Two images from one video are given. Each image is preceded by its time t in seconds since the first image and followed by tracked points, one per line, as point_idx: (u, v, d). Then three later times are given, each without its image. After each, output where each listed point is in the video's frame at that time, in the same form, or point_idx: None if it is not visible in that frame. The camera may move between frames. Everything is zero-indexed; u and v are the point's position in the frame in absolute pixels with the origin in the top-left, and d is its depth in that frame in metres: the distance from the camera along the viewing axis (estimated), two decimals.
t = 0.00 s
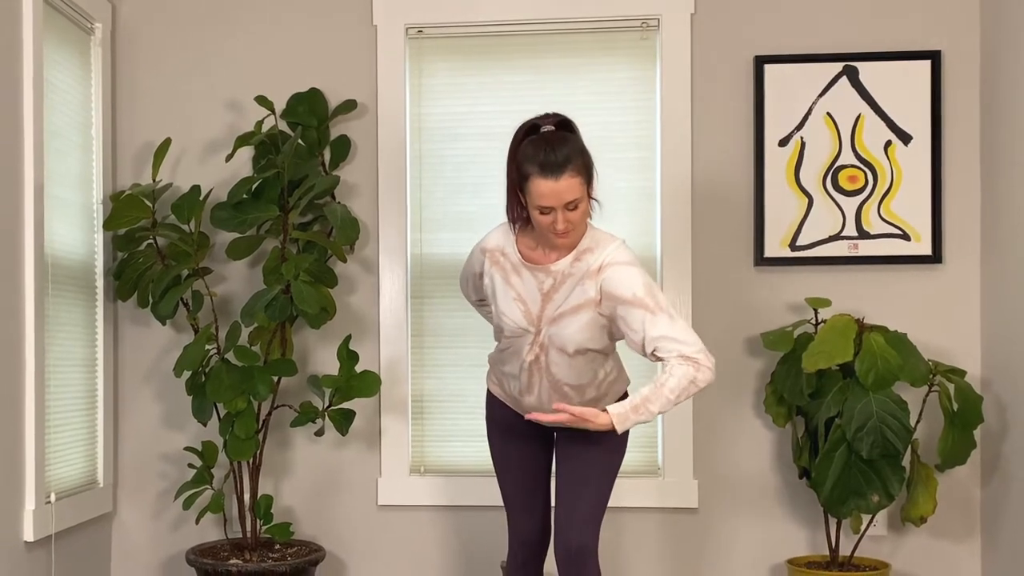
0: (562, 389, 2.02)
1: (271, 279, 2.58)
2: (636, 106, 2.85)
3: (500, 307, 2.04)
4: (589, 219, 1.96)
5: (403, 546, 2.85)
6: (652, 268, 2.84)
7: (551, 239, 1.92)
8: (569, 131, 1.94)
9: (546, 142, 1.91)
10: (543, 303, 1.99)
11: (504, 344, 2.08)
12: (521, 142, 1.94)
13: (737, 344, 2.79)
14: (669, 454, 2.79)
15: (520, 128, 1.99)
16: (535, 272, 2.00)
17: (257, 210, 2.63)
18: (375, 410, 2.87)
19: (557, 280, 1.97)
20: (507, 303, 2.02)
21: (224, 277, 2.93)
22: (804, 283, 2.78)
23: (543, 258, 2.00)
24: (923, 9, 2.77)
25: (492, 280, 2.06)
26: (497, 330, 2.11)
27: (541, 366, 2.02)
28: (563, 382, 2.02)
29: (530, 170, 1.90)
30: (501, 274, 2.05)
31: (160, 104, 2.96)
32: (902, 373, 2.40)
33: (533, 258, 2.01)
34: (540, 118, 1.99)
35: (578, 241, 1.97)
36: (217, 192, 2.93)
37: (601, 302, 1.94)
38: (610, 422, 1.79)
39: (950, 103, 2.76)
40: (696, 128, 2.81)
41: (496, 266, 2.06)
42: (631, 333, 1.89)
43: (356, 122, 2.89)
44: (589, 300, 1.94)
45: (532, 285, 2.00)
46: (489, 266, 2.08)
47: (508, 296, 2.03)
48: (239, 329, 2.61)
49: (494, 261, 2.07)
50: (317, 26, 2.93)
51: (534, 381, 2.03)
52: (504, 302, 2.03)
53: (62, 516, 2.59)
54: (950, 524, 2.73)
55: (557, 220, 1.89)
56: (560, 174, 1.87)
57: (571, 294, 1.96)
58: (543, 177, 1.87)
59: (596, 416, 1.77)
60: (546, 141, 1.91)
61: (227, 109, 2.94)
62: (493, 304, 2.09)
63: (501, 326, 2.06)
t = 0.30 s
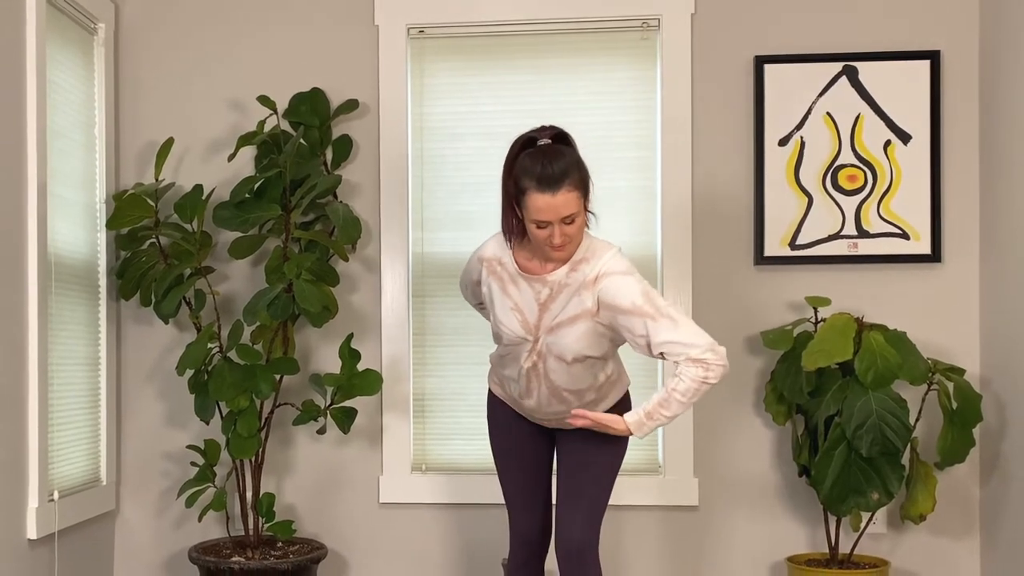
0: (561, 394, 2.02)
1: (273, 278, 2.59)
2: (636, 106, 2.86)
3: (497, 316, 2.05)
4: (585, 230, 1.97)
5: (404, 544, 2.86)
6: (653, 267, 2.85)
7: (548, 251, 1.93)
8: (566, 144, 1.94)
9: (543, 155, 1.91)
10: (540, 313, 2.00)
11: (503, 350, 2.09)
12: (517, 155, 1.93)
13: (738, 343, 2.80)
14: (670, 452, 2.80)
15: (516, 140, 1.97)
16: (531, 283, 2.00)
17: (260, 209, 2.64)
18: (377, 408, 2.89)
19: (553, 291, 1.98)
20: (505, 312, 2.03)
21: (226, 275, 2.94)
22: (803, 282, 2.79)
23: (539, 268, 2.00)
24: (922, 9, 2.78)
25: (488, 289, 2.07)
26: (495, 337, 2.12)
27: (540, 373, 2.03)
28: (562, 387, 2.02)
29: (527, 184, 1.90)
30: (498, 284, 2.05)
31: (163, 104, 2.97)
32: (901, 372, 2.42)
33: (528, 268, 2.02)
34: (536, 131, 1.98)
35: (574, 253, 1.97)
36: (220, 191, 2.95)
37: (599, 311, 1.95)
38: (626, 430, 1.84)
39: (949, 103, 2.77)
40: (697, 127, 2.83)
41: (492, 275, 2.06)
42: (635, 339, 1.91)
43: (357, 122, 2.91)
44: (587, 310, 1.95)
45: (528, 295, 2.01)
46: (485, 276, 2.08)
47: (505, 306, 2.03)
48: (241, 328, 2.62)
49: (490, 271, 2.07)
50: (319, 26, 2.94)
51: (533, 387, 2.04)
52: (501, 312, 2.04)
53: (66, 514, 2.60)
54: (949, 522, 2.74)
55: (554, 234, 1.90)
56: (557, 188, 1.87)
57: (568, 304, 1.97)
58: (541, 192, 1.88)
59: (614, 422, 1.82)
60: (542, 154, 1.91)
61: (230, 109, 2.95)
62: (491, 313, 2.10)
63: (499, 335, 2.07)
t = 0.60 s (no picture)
0: (561, 398, 2.02)
1: (275, 277, 2.60)
2: (636, 106, 2.88)
3: (496, 324, 2.06)
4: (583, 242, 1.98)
5: (406, 542, 2.88)
6: (653, 266, 2.86)
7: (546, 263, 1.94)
8: (563, 156, 1.96)
9: (540, 166, 1.93)
10: (539, 322, 2.01)
11: (503, 355, 2.10)
12: (515, 167, 1.95)
13: (738, 341, 2.81)
14: (670, 450, 2.81)
15: (513, 152, 2.00)
16: (528, 291, 2.02)
17: (262, 208, 2.65)
18: (379, 406, 2.90)
19: (551, 299, 1.99)
20: (503, 321, 2.05)
21: (229, 274, 2.96)
22: (803, 281, 2.80)
23: (536, 277, 2.02)
24: (922, 9, 2.79)
25: (488, 298, 2.09)
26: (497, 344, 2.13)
27: (540, 380, 2.03)
28: (561, 392, 2.01)
29: (525, 197, 1.91)
30: (497, 293, 2.07)
31: (166, 103, 2.99)
32: (901, 370, 2.43)
33: (527, 279, 2.03)
34: (534, 142, 2.01)
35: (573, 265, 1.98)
36: (222, 190, 2.96)
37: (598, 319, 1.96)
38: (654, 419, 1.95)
39: (949, 102, 2.78)
40: (697, 127, 2.84)
41: (490, 284, 2.09)
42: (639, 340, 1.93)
43: (359, 122, 2.92)
44: (585, 318, 1.96)
45: (526, 304, 2.02)
46: (485, 285, 2.10)
47: (503, 315, 2.05)
48: (243, 327, 2.63)
49: (489, 280, 2.09)
50: (320, 26, 2.95)
51: (533, 393, 2.04)
52: (500, 320, 2.05)
53: (69, 511, 2.62)
54: (948, 520, 2.76)
55: (552, 245, 1.90)
56: (555, 200, 1.89)
57: (566, 312, 1.98)
58: (539, 203, 1.89)
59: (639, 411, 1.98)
60: (540, 166, 1.93)
61: (232, 108, 2.96)
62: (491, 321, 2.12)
63: (499, 342, 2.08)
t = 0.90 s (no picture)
0: (561, 401, 2.04)
1: (278, 276, 2.61)
2: (637, 106, 2.89)
3: (494, 329, 2.07)
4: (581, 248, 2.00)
5: (407, 540, 2.89)
6: (653, 265, 2.88)
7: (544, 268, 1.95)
8: (562, 163, 1.98)
9: (539, 172, 1.94)
10: (538, 326, 2.02)
11: (502, 359, 2.11)
12: (515, 173, 1.97)
13: (738, 340, 2.83)
14: (670, 449, 2.82)
15: (512, 157, 2.02)
16: (527, 296, 2.02)
17: (264, 207, 2.66)
18: (381, 405, 2.91)
19: (550, 304, 2.00)
20: (502, 326, 2.05)
21: (231, 273, 2.97)
22: (803, 280, 2.81)
23: (534, 283, 2.03)
24: (921, 9, 2.81)
25: (487, 303, 2.10)
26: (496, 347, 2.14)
27: (540, 383, 2.04)
28: (561, 395, 2.04)
29: (524, 203, 1.93)
30: (496, 298, 2.08)
31: (169, 103, 3.00)
32: (900, 369, 2.44)
33: (525, 285, 2.04)
34: (533, 148, 2.02)
35: (571, 270, 1.99)
36: (225, 190, 2.97)
37: (598, 324, 1.97)
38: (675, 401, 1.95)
39: (949, 102, 2.80)
40: (697, 126, 2.85)
41: (489, 289, 2.10)
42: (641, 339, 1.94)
43: (361, 121, 2.93)
44: (585, 323, 1.97)
45: (525, 309, 2.03)
46: (484, 290, 2.11)
47: (502, 319, 2.06)
48: (245, 326, 2.64)
49: (488, 285, 2.10)
50: (322, 26, 2.96)
51: (533, 396, 2.06)
52: (499, 325, 2.06)
53: (72, 509, 2.63)
54: (947, 518, 2.77)
55: (551, 250, 1.92)
56: (554, 205, 1.90)
57: (565, 318, 1.99)
58: (538, 209, 1.91)
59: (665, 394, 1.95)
60: (539, 173, 1.95)
61: (235, 108, 2.98)
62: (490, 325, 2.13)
63: (499, 347, 2.09)
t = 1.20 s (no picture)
0: (562, 403, 2.05)
1: (280, 274, 2.62)
2: (637, 106, 2.90)
3: (495, 333, 2.09)
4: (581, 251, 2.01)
5: (409, 538, 2.90)
6: (654, 264, 2.89)
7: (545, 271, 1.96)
8: (562, 167, 2.00)
9: (539, 176, 1.96)
10: (538, 330, 2.03)
11: (503, 361, 2.13)
12: (515, 177, 1.98)
13: (738, 338, 2.84)
14: (670, 447, 2.84)
15: (512, 162, 2.03)
16: (527, 300, 2.04)
17: (267, 207, 2.67)
18: (383, 403, 2.93)
19: (550, 308, 2.01)
20: (503, 329, 2.07)
21: (233, 272, 2.98)
22: (803, 279, 2.83)
23: (534, 287, 2.04)
24: (921, 9, 2.82)
25: (487, 306, 2.11)
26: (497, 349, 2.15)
27: (540, 386, 2.05)
28: (562, 397, 2.05)
29: (524, 207, 1.94)
30: (496, 302, 2.09)
31: (171, 103, 3.01)
32: (900, 368, 2.45)
33: (525, 289, 2.05)
34: (533, 153, 2.04)
35: (572, 274, 2.00)
36: (227, 189, 2.98)
37: (599, 327, 1.98)
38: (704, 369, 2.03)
39: (948, 102, 2.81)
40: (697, 126, 2.86)
41: (489, 293, 2.11)
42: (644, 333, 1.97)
43: (363, 121, 2.94)
44: (586, 326, 1.98)
45: (525, 313, 2.04)
46: (485, 294, 2.12)
47: (502, 323, 2.07)
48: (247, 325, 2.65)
49: (489, 290, 2.11)
50: (324, 26, 2.98)
51: (534, 398, 2.08)
52: (499, 329, 2.07)
53: (75, 507, 2.64)
54: (946, 516, 2.78)
55: (551, 253, 1.93)
56: (555, 208, 1.92)
57: (565, 322, 2.00)
58: (539, 212, 1.92)
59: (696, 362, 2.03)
60: (539, 177, 1.96)
61: (237, 108, 2.99)
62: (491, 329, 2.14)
63: (499, 350, 2.10)
